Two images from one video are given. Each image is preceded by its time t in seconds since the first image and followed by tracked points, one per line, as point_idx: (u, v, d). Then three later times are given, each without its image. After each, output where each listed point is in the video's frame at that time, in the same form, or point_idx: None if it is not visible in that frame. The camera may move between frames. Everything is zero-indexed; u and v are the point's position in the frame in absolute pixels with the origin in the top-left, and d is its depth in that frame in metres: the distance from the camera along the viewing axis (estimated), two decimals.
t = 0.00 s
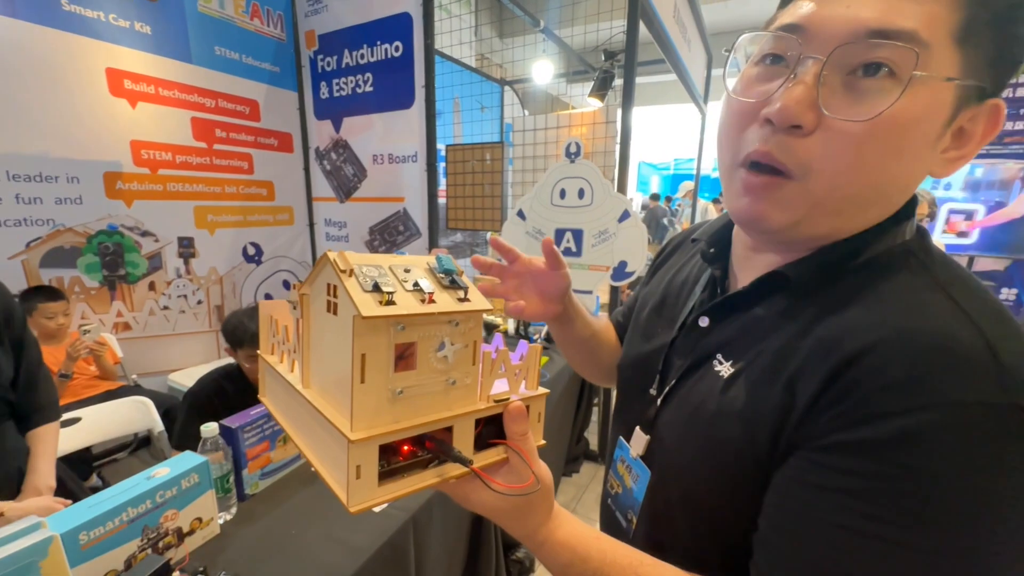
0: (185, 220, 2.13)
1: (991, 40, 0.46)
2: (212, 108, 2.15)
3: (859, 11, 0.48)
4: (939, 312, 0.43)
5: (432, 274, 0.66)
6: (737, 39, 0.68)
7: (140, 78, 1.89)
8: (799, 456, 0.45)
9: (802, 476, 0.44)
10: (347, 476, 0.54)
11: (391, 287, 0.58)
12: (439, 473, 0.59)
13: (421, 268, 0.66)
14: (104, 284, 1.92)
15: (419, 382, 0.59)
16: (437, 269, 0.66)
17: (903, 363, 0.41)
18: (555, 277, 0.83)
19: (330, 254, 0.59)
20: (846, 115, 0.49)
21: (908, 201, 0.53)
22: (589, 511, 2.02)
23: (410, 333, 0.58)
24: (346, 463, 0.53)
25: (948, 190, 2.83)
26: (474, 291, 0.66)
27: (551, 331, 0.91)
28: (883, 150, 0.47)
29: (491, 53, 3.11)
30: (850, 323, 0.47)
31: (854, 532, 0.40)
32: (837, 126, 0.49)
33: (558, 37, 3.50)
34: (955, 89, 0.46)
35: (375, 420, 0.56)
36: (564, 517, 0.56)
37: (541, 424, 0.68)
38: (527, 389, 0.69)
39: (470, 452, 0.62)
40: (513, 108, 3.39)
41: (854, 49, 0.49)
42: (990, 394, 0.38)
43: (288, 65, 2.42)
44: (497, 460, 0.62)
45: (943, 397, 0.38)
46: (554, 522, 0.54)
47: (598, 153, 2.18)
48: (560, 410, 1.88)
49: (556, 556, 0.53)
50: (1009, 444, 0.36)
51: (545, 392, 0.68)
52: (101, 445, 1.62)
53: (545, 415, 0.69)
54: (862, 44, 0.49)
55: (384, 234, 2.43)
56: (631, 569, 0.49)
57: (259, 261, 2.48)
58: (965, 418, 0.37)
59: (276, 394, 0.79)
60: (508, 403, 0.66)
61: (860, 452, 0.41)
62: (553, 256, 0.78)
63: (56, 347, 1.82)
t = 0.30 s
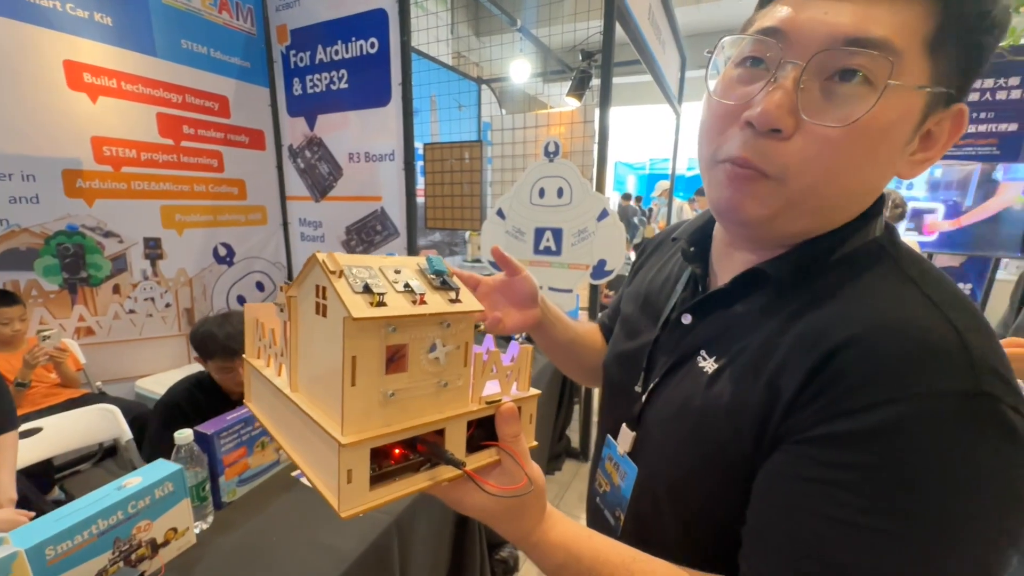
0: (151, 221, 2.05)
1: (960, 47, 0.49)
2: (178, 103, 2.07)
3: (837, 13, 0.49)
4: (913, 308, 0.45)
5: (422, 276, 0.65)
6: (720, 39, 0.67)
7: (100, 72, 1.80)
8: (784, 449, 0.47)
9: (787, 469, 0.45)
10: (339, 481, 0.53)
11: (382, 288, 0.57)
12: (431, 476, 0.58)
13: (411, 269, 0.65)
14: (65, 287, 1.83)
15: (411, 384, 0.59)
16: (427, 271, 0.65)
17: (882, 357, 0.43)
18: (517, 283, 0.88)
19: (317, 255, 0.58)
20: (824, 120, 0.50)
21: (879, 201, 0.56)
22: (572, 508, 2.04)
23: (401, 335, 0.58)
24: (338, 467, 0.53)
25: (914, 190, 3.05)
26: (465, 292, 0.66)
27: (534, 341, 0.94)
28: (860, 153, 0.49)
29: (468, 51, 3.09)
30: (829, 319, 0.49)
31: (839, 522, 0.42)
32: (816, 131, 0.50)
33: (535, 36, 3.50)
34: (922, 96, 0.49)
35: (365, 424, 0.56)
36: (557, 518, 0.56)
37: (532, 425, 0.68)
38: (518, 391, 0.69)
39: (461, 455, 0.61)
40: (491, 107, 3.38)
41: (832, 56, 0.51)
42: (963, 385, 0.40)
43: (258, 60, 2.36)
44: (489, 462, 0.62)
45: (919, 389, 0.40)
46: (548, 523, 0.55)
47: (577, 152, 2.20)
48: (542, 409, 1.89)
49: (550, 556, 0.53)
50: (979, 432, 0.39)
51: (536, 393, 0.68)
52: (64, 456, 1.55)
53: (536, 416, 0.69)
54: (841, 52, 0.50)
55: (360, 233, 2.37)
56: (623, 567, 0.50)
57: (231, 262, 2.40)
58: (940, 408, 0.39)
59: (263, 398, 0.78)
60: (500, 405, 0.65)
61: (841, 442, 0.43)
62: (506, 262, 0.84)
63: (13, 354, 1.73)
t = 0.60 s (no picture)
0: (137, 222, 2.01)
1: (923, 56, 0.51)
2: (164, 102, 2.04)
3: (804, 31, 0.51)
4: (885, 304, 0.47)
5: (414, 286, 0.66)
6: (694, 55, 0.71)
7: (83, 70, 1.77)
8: (769, 443, 0.48)
9: (772, 461, 0.47)
10: (336, 490, 0.54)
11: (373, 302, 0.58)
12: (427, 481, 0.58)
13: (403, 280, 0.66)
14: (47, 289, 1.80)
15: (405, 395, 0.59)
16: (420, 281, 0.66)
17: (859, 352, 0.45)
18: (512, 292, 0.90)
19: (310, 273, 0.59)
20: (794, 132, 0.52)
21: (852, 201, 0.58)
22: (565, 506, 2.05)
23: (393, 347, 0.58)
24: (335, 476, 0.54)
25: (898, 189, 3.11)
26: (456, 300, 0.66)
27: (528, 343, 0.96)
28: (831, 160, 0.51)
29: (458, 51, 3.10)
30: (809, 315, 0.50)
31: (823, 511, 0.43)
32: (787, 143, 0.52)
33: (525, 37, 3.52)
34: (887, 105, 0.50)
35: (359, 434, 0.56)
36: (553, 518, 0.57)
37: (527, 427, 0.69)
38: (513, 395, 0.69)
39: (457, 460, 0.61)
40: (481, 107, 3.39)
41: (799, 71, 0.52)
42: (934, 376, 0.41)
43: (246, 59, 2.33)
44: (485, 466, 0.62)
45: (893, 380, 0.42)
46: (543, 523, 0.56)
47: (567, 153, 2.21)
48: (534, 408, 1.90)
49: (547, 555, 0.54)
50: (949, 420, 0.40)
51: (531, 396, 0.69)
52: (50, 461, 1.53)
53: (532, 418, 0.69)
54: (806, 66, 0.52)
55: (350, 234, 2.35)
56: (618, 563, 0.51)
57: (218, 263, 2.37)
58: (914, 398, 0.41)
59: (264, 409, 0.79)
60: (494, 409, 0.65)
61: (821, 434, 0.44)
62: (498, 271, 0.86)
63: None
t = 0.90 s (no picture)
0: (122, 222, 1.98)
1: (900, 59, 0.51)
2: (150, 102, 2.02)
3: (781, 34, 0.52)
4: (875, 300, 0.48)
5: (409, 285, 0.65)
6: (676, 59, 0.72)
7: (66, 68, 1.74)
8: (761, 440, 0.48)
9: (765, 459, 0.47)
10: (328, 488, 0.54)
11: (367, 300, 0.58)
12: (420, 481, 0.58)
13: (397, 279, 0.65)
14: (30, 291, 1.76)
15: (398, 393, 0.59)
16: (414, 280, 0.65)
17: (848, 348, 0.45)
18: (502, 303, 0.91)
19: (303, 270, 0.59)
20: (773, 134, 0.53)
21: (838, 202, 0.59)
22: (558, 505, 2.06)
23: (388, 345, 0.58)
24: (327, 475, 0.53)
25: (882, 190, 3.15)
26: (450, 301, 0.66)
27: (523, 353, 0.96)
28: (811, 160, 0.52)
29: (448, 52, 3.09)
30: (799, 312, 0.51)
31: (813, 506, 0.44)
32: (767, 145, 0.53)
33: (516, 37, 3.52)
34: (864, 106, 0.51)
35: (353, 432, 0.56)
36: (549, 519, 0.57)
37: (522, 429, 0.69)
38: (507, 395, 0.69)
39: (451, 460, 0.61)
40: (472, 107, 3.38)
41: (777, 73, 0.53)
42: (923, 370, 0.42)
43: (233, 58, 2.31)
44: (479, 466, 0.62)
45: (884, 375, 0.43)
46: (539, 524, 0.56)
47: (558, 153, 2.21)
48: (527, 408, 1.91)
49: (543, 556, 0.54)
50: (936, 414, 0.41)
51: (524, 397, 0.69)
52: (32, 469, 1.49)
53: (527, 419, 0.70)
54: (784, 69, 0.52)
55: (340, 235, 2.32)
56: (615, 564, 0.51)
57: (206, 265, 2.34)
58: (902, 393, 0.42)
59: (258, 408, 0.78)
60: (488, 409, 0.66)
61: (813, 430, 0.45)
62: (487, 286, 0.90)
63: None
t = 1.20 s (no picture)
0: (107, 222, 1.94)
1: (895, 49, 0.51)
2: (135, 99, 1.98)
3: (775, 27, 0.52)
4: (877, 293, 0.48)
5: (401, 283, 0.65)
6: (671, 55, 0.73)
7: (48, 64, 1.70)
8: (762, 436, 0.48)
9: (767, 454, 0.47)
10: (318, 493, 0.53)
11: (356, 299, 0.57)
12: (413, 483, 0.58)
13: (389, 276, 0.64)
14: (12, 292, 1.72)
15: (390, 395, 0.58)
16: (406, 278, 0.65)
17: (851, 341, 0.45)
18: (495, 300, 0.90)
19: (291, 268, 0.58)
20: (768, 124, 0.53)
21: (835, 195, 0.59)
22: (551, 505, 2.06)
23: (377, 346, 0.57)
24: (317, 479, 0.52)
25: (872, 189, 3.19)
26: (443, 297, 0.65)
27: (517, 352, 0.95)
28: (808, 151, 0.52)
29: (439, 51, 3.08)
30: (800, 306, 0.51)
31: (813, 501, 0.44)
32: (763, 136, 0.53)
33: (508, 37, 3.51)
34: (859, 94, 0.51)
35: (344, 435, 0.55)
36: (547, 518, 0.57)
37: (519, 428, 0.69)
38: (504, 394, 0.69)
39: (446, 461, 0.60)
40: (464, 107, 3.37)
41: (771, 65, 0.53)
42: (927, 363, 0.42)
43: (220, 56, 2.28)
44: (474, 467, 0.61)
45: (888, 369, 0.43)
46: (538, 525, 0.55)
47: (550, 153, 2.21)
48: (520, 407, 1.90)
49: (542, 558, 0.54)
50: (940, 408, 0.41)
51: (521, 397, 0.69)
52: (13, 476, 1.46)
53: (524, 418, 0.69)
54: (776, 60, 0.53)
55: (331, 234, 2.30)
56: (614, 563, 0.51)
57: (194, 265, 2.31)
58: (905, 387, 0.42)
59: (250, 409, 0.77)
60: (485, 409, 0.65)
61: (816, 425, 0.45)
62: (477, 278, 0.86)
63: None
